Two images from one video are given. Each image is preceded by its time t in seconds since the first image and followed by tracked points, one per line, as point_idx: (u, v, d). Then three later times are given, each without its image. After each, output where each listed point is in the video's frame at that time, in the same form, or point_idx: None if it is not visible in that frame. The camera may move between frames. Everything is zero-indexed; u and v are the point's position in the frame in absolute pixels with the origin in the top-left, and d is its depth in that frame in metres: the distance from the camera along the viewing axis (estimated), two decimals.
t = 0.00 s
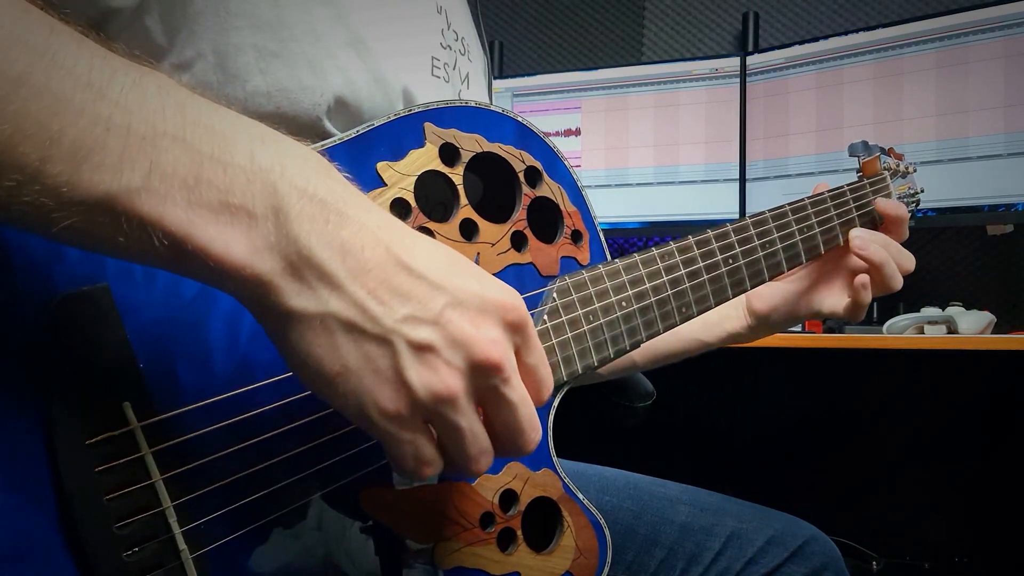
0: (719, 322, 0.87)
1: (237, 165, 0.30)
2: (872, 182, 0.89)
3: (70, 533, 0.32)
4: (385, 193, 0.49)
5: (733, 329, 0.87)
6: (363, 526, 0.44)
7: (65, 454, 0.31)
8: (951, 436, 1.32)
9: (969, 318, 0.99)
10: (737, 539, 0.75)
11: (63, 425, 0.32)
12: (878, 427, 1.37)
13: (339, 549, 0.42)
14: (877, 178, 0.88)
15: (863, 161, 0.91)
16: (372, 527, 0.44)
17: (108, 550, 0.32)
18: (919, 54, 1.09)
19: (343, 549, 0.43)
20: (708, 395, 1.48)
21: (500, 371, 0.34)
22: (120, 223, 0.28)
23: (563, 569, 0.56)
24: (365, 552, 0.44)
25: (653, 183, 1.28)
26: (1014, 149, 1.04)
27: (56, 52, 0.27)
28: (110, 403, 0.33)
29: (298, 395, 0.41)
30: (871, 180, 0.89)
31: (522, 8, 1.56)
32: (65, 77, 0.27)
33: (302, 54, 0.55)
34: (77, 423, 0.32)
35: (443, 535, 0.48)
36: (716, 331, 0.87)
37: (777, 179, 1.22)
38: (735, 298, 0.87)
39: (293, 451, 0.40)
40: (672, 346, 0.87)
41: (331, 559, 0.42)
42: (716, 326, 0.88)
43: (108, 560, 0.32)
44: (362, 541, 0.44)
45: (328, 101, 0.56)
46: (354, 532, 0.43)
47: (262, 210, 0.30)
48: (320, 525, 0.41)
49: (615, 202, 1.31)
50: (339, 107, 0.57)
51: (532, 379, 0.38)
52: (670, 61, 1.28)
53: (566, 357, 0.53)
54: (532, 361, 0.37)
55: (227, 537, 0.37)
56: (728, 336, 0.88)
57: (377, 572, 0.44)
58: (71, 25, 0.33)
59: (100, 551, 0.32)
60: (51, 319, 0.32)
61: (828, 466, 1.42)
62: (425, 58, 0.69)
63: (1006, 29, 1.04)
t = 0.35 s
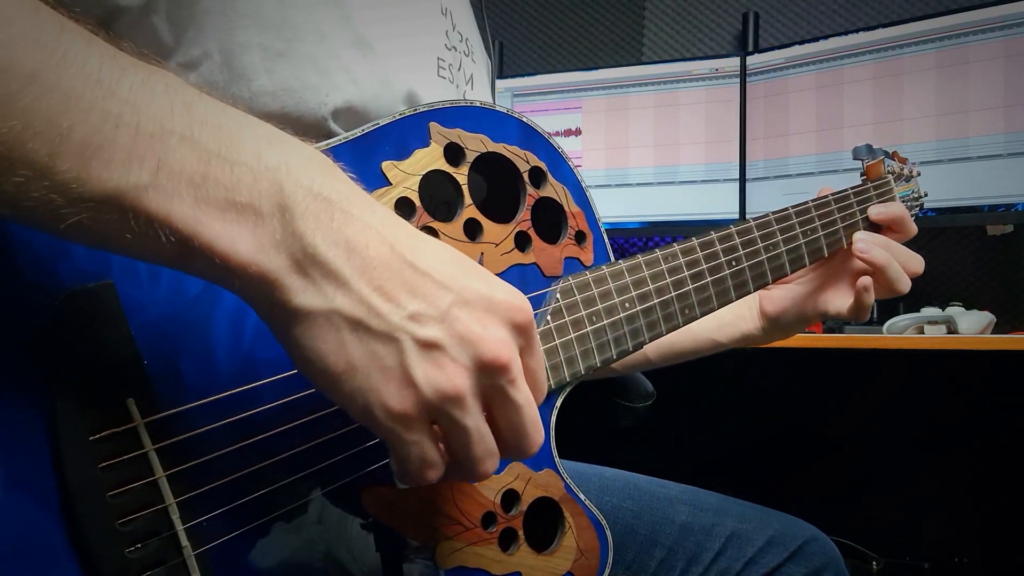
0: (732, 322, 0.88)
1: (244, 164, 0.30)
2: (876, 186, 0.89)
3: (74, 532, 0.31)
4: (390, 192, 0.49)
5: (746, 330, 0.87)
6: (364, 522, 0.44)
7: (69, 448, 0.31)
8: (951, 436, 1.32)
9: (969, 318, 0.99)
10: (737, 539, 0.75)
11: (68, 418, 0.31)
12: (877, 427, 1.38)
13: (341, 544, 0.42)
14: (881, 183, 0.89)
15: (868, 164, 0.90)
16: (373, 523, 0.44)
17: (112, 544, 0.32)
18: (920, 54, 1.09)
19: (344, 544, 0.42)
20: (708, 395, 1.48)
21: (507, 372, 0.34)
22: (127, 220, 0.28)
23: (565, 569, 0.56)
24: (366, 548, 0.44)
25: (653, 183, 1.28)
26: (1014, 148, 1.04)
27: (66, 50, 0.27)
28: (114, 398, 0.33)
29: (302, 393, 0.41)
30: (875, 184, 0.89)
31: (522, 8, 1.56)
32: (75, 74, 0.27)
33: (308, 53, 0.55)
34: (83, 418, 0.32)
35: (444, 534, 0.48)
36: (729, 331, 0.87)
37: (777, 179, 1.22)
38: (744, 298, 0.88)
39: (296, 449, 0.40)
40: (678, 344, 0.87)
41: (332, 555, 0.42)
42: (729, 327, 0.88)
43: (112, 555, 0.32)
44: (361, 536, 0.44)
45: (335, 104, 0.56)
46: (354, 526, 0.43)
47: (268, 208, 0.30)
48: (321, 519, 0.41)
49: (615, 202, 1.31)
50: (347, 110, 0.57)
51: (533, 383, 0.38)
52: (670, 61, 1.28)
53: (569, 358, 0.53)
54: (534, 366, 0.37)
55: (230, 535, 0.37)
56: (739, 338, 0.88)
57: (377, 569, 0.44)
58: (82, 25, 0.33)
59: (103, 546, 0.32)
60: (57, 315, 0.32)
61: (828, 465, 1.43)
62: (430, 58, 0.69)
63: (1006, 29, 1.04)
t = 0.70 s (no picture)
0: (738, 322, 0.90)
1: (260, 153, 0.30)
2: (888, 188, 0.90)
3: (81, 523, 0.31)
4: (399, 190, 0.48)
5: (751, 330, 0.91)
6: (370, 510, 0.43)
7: (77, 441, 0.31)
8: (950, 435, 1.32)
9: (969, 318, 0.99)
10: (737, 539, 0.74)
11: (76, 413, 0.31)
12: (877, 426, 1.38)
13: (348, 527, 0.42)
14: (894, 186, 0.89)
15: (882, 168, 0.91)
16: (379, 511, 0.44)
17: (119, 540, 0.31)
18: (920, 53, 1.09)
19: (350, 526, 0.42)
20: (708, 395, 1.48)
21: (509, 376, 0.34)
22: (144, 204, 0.28)
23: (568, 569, 0.55)
24: (371, 532, 0.44)
25: (653, 183, 1.28)
26: (1014, 148, 1.04)
27: (87, 39, 0.27)
28: (122, 392, 0.33)
29: (311, 389, 0.40)
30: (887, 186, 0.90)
31: (523, 8, 1.56)
32: (94, 59, 0.27)
33: (319, 51, 0.55)
34: (92, 410, 0.32)
35: (449, 532, 0.47)
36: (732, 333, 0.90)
37: (777, 179, 1.22)
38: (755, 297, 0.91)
39: (300, 445, 0.40)
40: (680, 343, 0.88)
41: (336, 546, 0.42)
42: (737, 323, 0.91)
43: (119, 550, 0.31)
44: (366, 522, 0.43)
45: (347, 103, 0.56)
46: (360, 511, 0.43)
47: (284, 196, 0.30)
48: (327, 501, 0.41)
49: (616, 202, 1.31)
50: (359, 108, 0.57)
51: (531, 391, 0.38)
52: (670, 61, 1.28)
53: (576, 358, 0.53)
54: (536, 374, 0.37)
55: (234, 530, 0.37)
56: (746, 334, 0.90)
57: (382, 555, 0.44)
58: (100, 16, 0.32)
59: (110, 541, 0.31)
60: (70, 304, 0.32)
61: (827, 465, 1.43)
62: (436, 58, 0.68)
63: (1006, 28, 1.05)
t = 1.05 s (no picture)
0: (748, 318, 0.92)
1: (260, 149, 0.30)
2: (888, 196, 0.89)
3: (81, 519, 0.31)
4: (399, 190, 0.49)
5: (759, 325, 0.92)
6: (367, 518, 0.43)
7: (76, 437, 0.31)
8: (950, 434, 1.32)
9: (969, 318, 0.99)
10: (737, 539, 0.74)
11: (74, 409, 0.31)
12: (877, 426, 1.38)
13: (346, 536, 0.42)
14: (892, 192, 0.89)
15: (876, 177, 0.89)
16: (376, 518, 0.44)
17: (119, 536, 0.31)
18: (920, 53, 1.09)
19: (349, 537, 0.42)
20: (707, 395, 1.48)
21: (503, 370, 0.34)
22: (145, 201, 0.28)
23: (566, 569, 0.55)
24: (370, 542, 0.43)
25: (653, 183, 1.28)
26: (1014, 148, 1.04)
27: (86, 35, 0.27)
28: (121, 389, 0.33)
29: (309, 386, 0.41)
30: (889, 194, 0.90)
31: (523, 8, 1.56)
32: (94, 56, 0.27)
33: (319, 51, 0.55)
34: (91, 407, 0.32)
35: (447, 531, 0.47)
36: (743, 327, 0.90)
37: (777, 179, 1.22)
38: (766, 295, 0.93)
39: (299, 443, 0.40)
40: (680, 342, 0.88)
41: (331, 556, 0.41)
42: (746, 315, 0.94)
43: (117, 546, 0.31)
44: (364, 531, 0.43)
45: (344, 101, 0.56)
46: (357, 521, 0.43)
47: (283, 191, 0.30)
48: (325, 513, 0.41)
49: (615, 202, 1.31)
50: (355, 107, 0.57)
51: (529, 387, 0.38)
52: (670, 61, 1.29)
53: (574, 359, 0.53)
54: (531, 369, 0.37)
55: (233, 527, 0.36)
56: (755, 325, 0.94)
57: (380, 563, 0.44)
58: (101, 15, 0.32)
59: (110, 537, 0.31)
60: (71, 301, 0.32)
61: (827, 465, 1.43)
62: (436, 59, 0.69)
63: (1006, 29, 1.05)
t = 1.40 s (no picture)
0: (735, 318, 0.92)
1: (254, 147, 0.30)
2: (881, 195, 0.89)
3: (79, 519, 0.31)
4: (396, 190, 0.49)
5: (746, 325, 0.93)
6: (364, 527, 0.43)
7: (75, 438, 0.31)
8: (951, 435, 1.32)
9: (969, 318, 0.99)
10: (737, 539, 0.74)
11: (71, 410, 0.31)
12: (877, 426, 1.38)
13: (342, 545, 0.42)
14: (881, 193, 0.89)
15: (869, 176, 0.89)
16: (372, 525, 0.44)
17: (117, 538, 0.32)
18: (920, 53, 1.09)
19: (344, 547, 0.42)
20: (708, 395, 1.48)
21: (502, 363, 0.34)
22: (138, 201, 0.28)
23: (565, 569, 0.55)
24: (366, 550, 0.43)
25: (653, 183, 1.28)
26: (1014, 148, 1.04)
27: (77, 33, 0.27)
28: (120, 390, 0.33)
29: (308, 386, 0.41)
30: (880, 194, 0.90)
31: (523, 8, 1.56)
32: (86, 56, 0.27)
33: (316, 52, 0.55)
34: (90, 409, 0.32)
35: (447, 531, 0.47)
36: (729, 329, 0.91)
37: (777, 179, 1.22)
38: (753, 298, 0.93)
39: (297, 443, 0.40)
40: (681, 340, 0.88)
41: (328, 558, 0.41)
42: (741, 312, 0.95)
43: (116, 547, 0.32)
44: (361, 541, 0.43)
45: (340, 100, 0.56)
46: (354, 531, 0.43)
47: (278, 191, 0.30)
48: (321, 525, 0.41)
49: (616, 202, 1.31)
50: (350, 107, 0.58)
51: (533, 374, 0.38)
52: (670, 61, 1.29)
53: (571, 358, 0.53)
54: (536, 356, 0.37)
55: (232, 527, 0.37)
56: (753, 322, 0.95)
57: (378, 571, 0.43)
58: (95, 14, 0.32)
59: (108, 538, 0.31)
60: (67, 302, 0.32)
61: (827, 465, 1.43)
62: (434, 59, 0.69)
63: (1006, 29, 1.05)
